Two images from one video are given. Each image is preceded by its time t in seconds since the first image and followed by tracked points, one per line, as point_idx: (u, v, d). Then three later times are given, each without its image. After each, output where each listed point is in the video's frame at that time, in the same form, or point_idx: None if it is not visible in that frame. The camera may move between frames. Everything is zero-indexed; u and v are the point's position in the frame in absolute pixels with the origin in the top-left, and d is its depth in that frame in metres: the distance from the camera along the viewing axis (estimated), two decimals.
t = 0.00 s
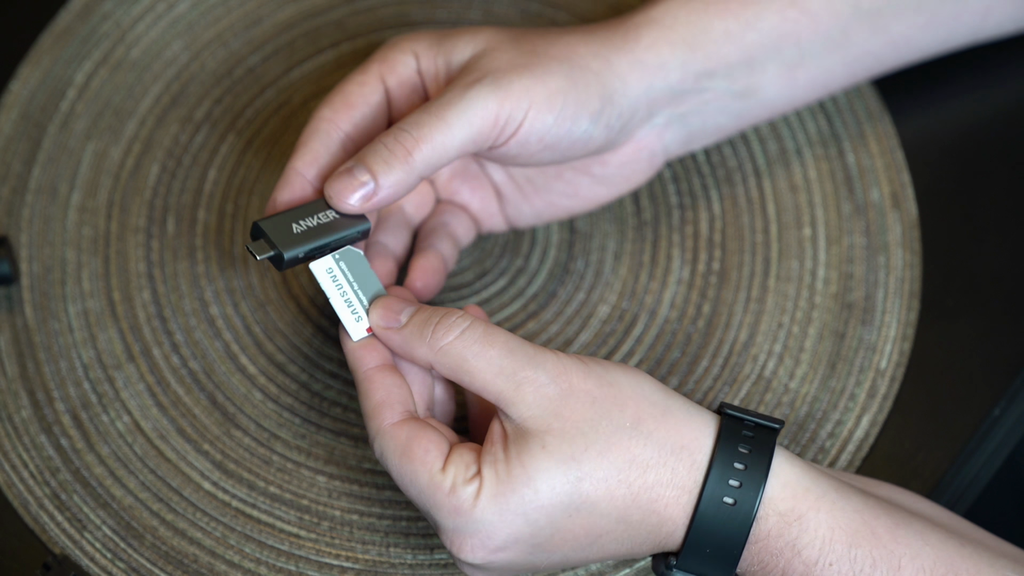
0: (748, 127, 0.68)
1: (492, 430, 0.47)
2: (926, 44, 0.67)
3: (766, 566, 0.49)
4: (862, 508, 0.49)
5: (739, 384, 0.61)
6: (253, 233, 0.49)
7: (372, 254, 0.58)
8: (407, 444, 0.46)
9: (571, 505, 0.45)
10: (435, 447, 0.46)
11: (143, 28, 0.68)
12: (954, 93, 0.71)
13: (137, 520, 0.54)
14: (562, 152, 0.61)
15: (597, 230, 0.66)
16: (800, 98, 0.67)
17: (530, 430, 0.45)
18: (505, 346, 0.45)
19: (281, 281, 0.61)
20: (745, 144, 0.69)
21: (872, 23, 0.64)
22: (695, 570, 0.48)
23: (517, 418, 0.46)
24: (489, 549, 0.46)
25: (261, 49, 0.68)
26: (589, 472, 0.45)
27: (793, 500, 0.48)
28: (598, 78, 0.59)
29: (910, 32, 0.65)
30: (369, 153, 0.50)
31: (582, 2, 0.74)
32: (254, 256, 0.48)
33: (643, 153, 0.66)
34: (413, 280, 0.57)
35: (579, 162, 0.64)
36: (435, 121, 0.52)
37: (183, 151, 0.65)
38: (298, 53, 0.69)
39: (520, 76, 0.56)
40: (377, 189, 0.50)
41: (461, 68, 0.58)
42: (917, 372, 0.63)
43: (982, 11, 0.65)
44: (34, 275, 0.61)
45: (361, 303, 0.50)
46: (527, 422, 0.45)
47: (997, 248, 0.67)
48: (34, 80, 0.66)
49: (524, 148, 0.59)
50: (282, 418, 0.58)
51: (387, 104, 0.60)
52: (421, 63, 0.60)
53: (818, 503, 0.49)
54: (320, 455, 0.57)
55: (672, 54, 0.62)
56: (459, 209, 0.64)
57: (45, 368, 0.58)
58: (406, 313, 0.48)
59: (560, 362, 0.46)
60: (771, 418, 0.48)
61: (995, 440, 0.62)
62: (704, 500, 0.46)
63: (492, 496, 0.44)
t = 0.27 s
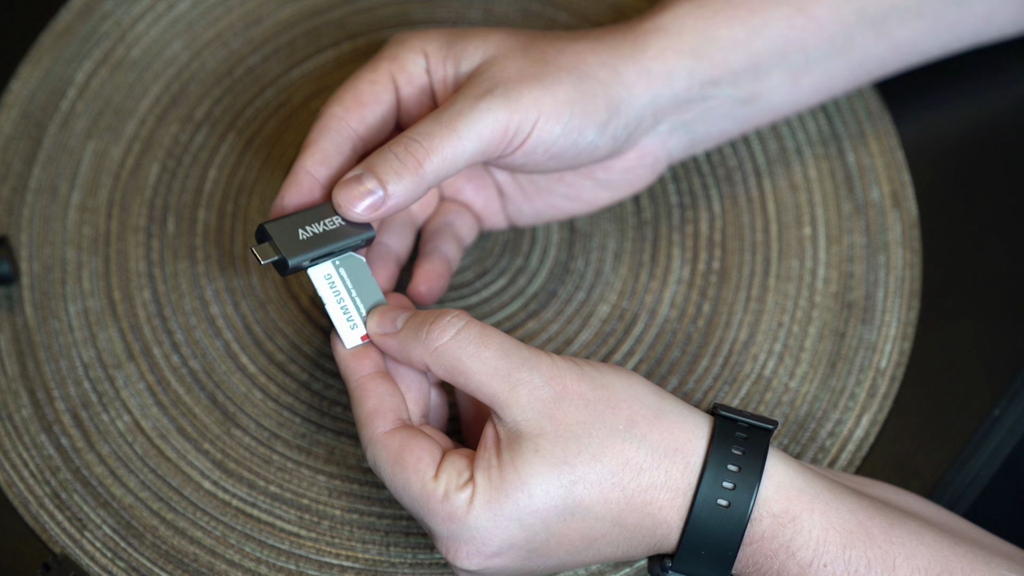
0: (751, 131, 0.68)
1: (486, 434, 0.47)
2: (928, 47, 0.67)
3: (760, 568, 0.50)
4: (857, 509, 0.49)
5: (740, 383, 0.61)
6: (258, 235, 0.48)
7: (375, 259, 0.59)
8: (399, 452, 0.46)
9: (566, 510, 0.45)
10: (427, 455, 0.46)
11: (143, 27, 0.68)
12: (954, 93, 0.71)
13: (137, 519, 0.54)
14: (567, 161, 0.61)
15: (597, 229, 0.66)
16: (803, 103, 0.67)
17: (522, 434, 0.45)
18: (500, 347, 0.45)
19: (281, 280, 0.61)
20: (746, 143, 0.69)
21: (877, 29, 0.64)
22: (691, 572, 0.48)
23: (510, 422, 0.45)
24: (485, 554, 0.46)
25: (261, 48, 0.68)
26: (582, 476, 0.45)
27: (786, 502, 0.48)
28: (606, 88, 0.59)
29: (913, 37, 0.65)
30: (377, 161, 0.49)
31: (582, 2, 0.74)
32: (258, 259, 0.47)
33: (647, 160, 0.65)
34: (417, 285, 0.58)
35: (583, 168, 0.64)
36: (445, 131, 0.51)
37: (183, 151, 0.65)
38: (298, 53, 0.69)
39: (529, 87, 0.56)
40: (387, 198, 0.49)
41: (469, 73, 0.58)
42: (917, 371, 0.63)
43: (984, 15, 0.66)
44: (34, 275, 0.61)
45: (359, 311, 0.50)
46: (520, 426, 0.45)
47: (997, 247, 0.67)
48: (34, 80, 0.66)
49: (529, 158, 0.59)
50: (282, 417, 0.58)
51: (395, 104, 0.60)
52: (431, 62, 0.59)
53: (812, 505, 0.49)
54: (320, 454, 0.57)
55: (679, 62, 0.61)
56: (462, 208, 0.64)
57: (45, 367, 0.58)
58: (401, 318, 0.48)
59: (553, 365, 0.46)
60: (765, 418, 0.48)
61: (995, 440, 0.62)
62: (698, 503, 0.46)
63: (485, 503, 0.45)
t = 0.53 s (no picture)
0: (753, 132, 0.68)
1: (486, 434, 0.47)
2: (930, 49, 0.67)
3: (761, 569, 0.50)
4: (857, 511, 0.49)
5: (739, 383, 0.61)
6: (260, 233, 0.49)
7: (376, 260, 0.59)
8: (400, 451, 0.46)
9: (566, 510, 0.45)
10: (429, 454, 0.46)
11: (143, 27, 0.68)
12: (955, 94, 0.71)
13: (137, 519, 0.54)
14: (568, 169, 0.62)
15: (597, 229, 0.66)
16: (804, 107, 0.67)
17: (523, 434, 0.45)
18: (503, 347, 0.45)
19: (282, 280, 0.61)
20: (746, 143, 0.69)
21: (881, 33, 0.64)
22: (691, 573, 0.48)
23: (511, 423, 0.45)
24: (484, 554, 0.46)
25: (261, 49, 0.68)
26: (583, 476, 0.45)
27: (786, 504, 0.48)
28: (612, 100, 0.59)
29: (916, 40, 0.65)
30: (382, 167, 0.49)
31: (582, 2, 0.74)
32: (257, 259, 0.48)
33: (647, 166, 0.66)
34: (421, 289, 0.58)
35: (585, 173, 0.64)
36: (452, 139, 0.51)
37: (183, 151, 0.65)
38: (298, 53, 0.69)
39: (536, 98, 0.56)
40: (389, 205, 0.49)
41: (476, 78, 0.58)
42: (917, 372, 0.63)
43: (986, 18, 0.66)
44: (34, 275, 0.61)
45: (360, 310, 0.50)
46: (521, 426, 0.45)
47: (997, 248, 0.67)
48: (34, 80, 0.66)
49: (530, 166, 0.60)
50: (282, 417, 0.58)
51: (402, 100, 0.60)
52: (439, 60, 0.59)
53: (813, 506, 0.49)
54: (320, 454, 0.57)
55: (686, 71, 0.61)
56: (464, 202, 0.64)
57: (45, 367, 0.58)
58: (404, 315, 0.48)
59: (555, 365, 0.46)
60: (765, 420, 0.48)
61: (995, 440, 0.62)
62: (699, 504, 0.46)
63: (485, 503, 0.45)
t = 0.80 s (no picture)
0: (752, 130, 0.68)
1: (485, 433, 0.47)
2: (930, 49, 0.67)
3: (761, 569, 0.50)
4: (857, 511, 0.49)
5: (740, 383, 0.61)
6: (262, 237, 0.49)
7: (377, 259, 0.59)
8: (399, 451, 0.46)
9: (565, 510, 0.45)
10: (427, 454, 0.46)
11: (143, 27, 0.68)
12: (955, 94, 0.71)
13: (137, 519, 0.54)
14: (567, 167, 0.62)
15: (597, 229, 0.66)
16: (803, 106, 0.67)
17: (523, 433, 0.45)
18: (503, 345, 0.45)
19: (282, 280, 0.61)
20: (746, 143, 0.69)
21: (881, 33, 0.64)
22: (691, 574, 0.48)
23: (511, 421, 0.45)
24: (483, 554, 0.46)
25: (261, 49, 0.68)
26: (582, 476, 0.45)
27: (786, 504, 0.48)
28: (611, 98, 0.59)
29: (915, 40, 0.65)
30: (382, 166, 0.49)
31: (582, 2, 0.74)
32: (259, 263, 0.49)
33: (645, 164, 0.66)
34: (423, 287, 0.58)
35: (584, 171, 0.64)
36: (452, 138, 0.51)
37: (183, 150, 0.65)
38: (298, 53, 0.69)
39: (536, 97, 0.56)
40: (390, 205, 0.50)
41: (475, 75, 0.58)
42: (917, 372, 0.63)
43: (986, 18, 0.66)
44: (34, 275, 0.61)
45: (363, 308, 0.50)
46: (521, 425, 0.45)
47: (997, 248, 0.67)
48: (34, 80, 0.66)
49: (530, 164, 0.60)
50: (282, 417, 0.58)
51: (402, 97, 0.60)
52: (439, 57, 0.59)
53: (812, 506, 0.49)
54: (320, 454, 0.57)
55: (685, 70, 0.61)
56: (465, 200, 0.64)
57: (45, 368, 0.58)
58: (406, 313, 0.48)
59: (554, 364, 0.46)
60: (765, 420, 0.48)
61: (995, 440, 0.62)
62: (698, 504, 0.46)
63: (484, 502, 0.45)
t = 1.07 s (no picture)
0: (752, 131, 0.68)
1: (485, 431, 0.47)
2: (929, 50, 0.67)
3: (758, 569, 0.50)
4: (855, 511, 0.49)
5: (740, 383, 0.61)
6: (267, 247, 0.49)
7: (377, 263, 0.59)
8: (398, 450, 0.46)
9: (564, 509, 0.45)
10: (426, 453, 0.46)
11: (143, 27, 0.68)
12: (955, 94, 0.71)
13: (137, 519, 0.54)
14: (566, 174, 0.62)
15: (597, 229, 0.66)
16: (802, 107, 0.67)
17: (522, 432, 0.45)
18: (503, 343, 0.45)
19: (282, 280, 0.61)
20: (746, 143, 0.69)
21: (880, 35, 0.64)
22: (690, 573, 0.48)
23: (510, 420, 0.45)
24: (482, 553, 0.46)
25: (261, 48, 0.68)
26: (581, 475, 0.45)
27: (784, 504, 0.48)
28: (611, 104, 0.59)
29: (914, 41, 0.65)
30: (385, 177, 0.49)
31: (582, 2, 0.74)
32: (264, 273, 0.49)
33: (644, 168, 0.66)
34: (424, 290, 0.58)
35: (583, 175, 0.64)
36: (454, 146, 0.51)
37: (183, 151, 0.65)
38: (298, 53, 0.69)
39: (536, 104, 0.56)
40: (392, 215, 0.50)
41: (475, 82, 0.58)
42: (918, 371, 0.63)
43: (985, 18, 0.66)
44: (34, 275, 0.61)
45: (363, 306, 0.50)
46: (520, 423, 0.45)
47: (997, 248, 0.67)
48: (34, 80, 0.66)
49: (530, 170, 0.60)
50: (282, 418, 0.58)
51: (404, 103, 0.60)
52: (440, 62, 0.59)
53: (810, 506, 0.49)
54: (320, 454, 0.57)
55: (685, 75, 0.61)
56: (466, 203, 0.63)
57: (45, 367, 0.58)
58: (406, 311, 0.48)
59: (554, 363, 0.46)
60: (763, 420, 0.48)
61: (995, 440, 0.62)
62: (696, 504, 0.46)
63: (483, 501, 0.45)
